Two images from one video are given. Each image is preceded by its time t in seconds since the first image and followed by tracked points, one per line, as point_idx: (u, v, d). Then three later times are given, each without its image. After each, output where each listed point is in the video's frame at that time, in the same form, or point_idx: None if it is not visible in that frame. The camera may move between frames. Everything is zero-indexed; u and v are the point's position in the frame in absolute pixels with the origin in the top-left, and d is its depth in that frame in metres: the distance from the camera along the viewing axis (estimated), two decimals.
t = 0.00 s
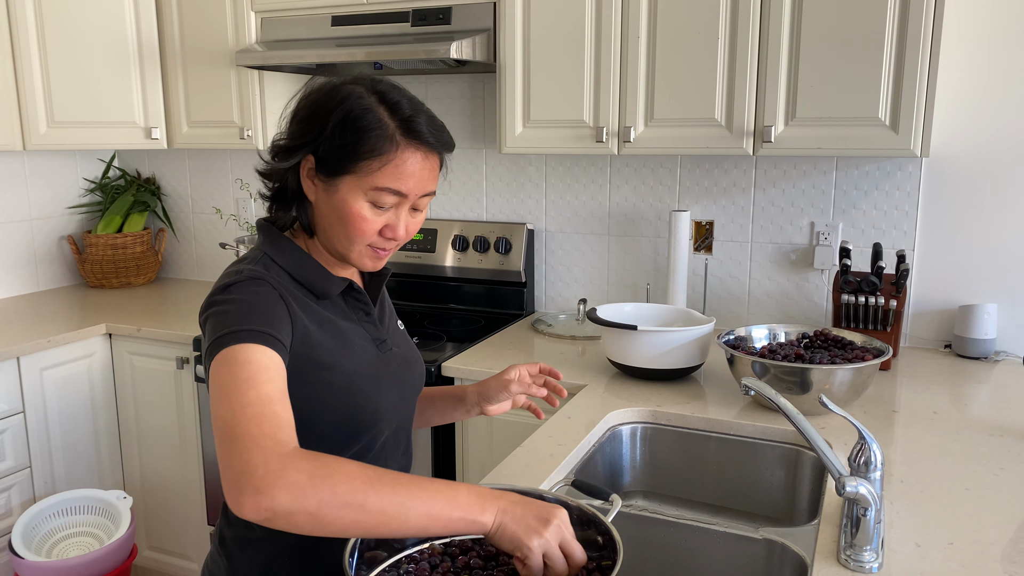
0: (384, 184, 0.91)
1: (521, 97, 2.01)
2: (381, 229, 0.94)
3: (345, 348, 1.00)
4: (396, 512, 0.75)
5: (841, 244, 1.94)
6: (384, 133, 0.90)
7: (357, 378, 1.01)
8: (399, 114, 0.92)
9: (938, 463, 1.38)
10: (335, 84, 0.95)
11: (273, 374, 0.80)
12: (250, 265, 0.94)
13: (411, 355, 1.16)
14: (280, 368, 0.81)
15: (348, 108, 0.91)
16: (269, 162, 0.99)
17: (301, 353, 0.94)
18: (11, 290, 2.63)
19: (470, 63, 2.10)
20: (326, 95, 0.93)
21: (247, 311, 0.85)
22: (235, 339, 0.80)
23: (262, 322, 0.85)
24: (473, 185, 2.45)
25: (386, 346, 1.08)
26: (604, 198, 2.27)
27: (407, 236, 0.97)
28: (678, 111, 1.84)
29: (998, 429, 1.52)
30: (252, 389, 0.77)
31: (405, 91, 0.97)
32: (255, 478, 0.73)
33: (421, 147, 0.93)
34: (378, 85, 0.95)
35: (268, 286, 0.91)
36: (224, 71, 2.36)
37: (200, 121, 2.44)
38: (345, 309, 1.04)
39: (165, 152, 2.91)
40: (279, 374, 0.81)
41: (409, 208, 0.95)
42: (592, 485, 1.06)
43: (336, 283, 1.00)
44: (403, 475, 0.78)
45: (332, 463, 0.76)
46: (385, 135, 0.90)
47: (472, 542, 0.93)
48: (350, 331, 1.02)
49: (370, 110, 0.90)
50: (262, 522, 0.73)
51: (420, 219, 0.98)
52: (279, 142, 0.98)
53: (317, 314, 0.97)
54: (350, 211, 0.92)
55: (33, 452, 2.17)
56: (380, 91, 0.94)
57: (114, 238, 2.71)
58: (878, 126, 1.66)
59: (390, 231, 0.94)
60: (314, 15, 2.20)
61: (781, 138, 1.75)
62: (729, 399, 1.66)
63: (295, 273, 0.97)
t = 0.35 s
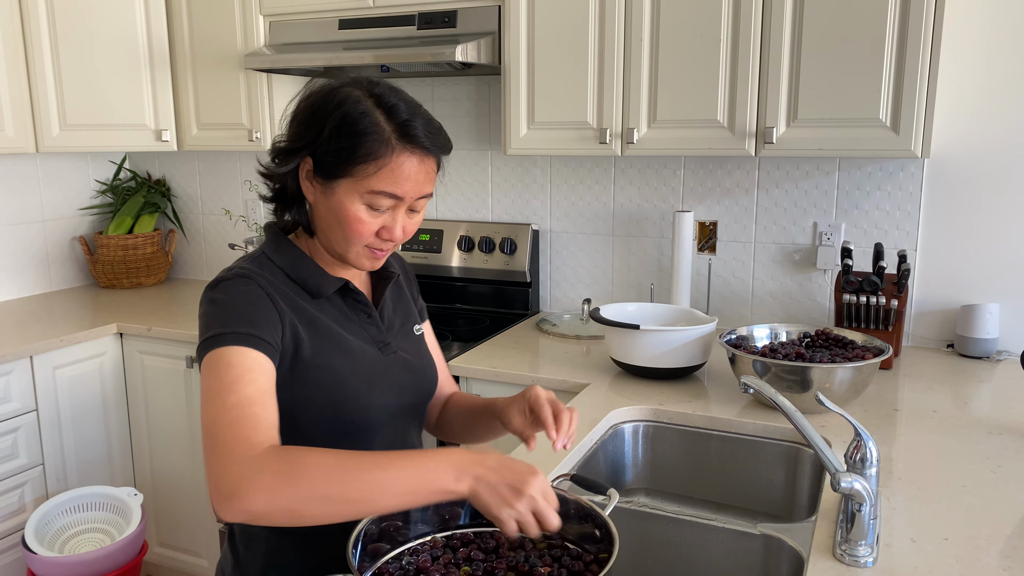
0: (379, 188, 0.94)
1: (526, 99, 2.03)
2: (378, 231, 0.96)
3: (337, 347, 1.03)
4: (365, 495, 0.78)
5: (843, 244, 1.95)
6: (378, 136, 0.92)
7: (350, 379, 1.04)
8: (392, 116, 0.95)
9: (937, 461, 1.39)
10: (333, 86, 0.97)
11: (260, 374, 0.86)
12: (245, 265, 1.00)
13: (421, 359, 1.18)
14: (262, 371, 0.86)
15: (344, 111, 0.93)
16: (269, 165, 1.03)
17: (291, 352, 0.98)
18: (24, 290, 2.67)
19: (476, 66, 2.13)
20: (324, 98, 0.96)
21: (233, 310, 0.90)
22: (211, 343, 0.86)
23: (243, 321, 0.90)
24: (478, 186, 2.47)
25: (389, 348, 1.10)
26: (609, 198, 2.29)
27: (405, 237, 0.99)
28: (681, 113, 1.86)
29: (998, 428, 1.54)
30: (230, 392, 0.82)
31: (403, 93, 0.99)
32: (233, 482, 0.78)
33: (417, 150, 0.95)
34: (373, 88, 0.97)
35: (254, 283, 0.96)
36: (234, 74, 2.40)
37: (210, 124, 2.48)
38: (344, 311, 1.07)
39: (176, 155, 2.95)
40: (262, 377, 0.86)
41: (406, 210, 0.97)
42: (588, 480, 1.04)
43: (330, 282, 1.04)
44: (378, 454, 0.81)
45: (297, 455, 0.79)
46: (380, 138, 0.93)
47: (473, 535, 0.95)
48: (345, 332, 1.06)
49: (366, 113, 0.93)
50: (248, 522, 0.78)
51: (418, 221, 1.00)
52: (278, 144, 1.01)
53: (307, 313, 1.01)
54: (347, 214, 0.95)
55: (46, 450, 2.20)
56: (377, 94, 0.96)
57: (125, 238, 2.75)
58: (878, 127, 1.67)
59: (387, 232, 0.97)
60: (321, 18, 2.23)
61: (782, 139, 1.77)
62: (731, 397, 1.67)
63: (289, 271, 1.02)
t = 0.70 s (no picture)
0: (394, 194, 0.95)
1: (531, 100, 2.05)
2: (394, 237, 0.98)
3: (335, 354, 1.05)
4: (291, 506, 0.91)
5: (848, 244, 1.96)
6: (391, 141, 0.94)
7: (346, 385, 1.06)
8: (404, 122, 0.97)
9: (937, 459, 1.41)
10: (351, 91, 0.99)
11: (232, 398, 0.95)
12: (260, 267, 1.05)
13: (439, 368, 1.17)
14: (237, 397, 0.96)
15: (360, 117, 0.95)
16: (292, 170, 1.06)
17: (290, 357, 1.03)
18: (38, 290, 2.71)
19: (482, 68, 2.15)
20: (342, 104, 0.98)
21: (222, 324, 0.97)
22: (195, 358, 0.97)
23: (229, 338, 0.96)
24: (485, 187, 2.49)
25: (400, 357, 1.10)
26: (614, 198, 2.30)
27: (422, 242, 1.00)
28: (685, 114, 1.87)
29: (999, 426, 1.54)
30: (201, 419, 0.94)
31: (421, 97, 1.01)
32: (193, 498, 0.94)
33: (432, 156, 0.97)
34: (387, 93, 0.99)
35: (253, 289, 1.00)
36: (244, 76, 2.43)
37: (221, 125, 2.51)
38: (355, 318, 1.08)
39: (187, 156, 2.98)
40: (241, 399, 0.96)
41: (422, 216, 0.98)
42: (586, 474, 1.05)
43: (338, 286, 1.05)
44: (305, 464, 0.91)
45: (229, 485, 0.91)
46: (395, 144, 0.95)
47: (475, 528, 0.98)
48: (351, 339, 1.07)
49: (381, 119, 0.95)
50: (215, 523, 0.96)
51: (437, 226, 1.01)
52: (299, 150, 1.04)
53: (305, 319, 1.03)
54: (361, 220, 0.97)
55: (59, 447, 2.24)
56: (394, 99, 0.98)
57: (137, 239, 2.79)
58: (881, 128, 1.68)
59: (403, 238, 0.98)
60: (330, 21, 2.26)
61: (786, 139, 1.78)
62: (733, 396, 1.69)
63: (300, 273, 1.06)
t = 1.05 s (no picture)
0: (397, 203, 0.98)
1: (538, 101, 2.07)
2: (397, 243, 1.00)
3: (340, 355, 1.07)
4: (293, 504, 0.95)
5: (853, 245, 1.97)
6: (395, 151, 0.96)
7: (350, 384, 1.08)
8: (407, 132, 0.98)
9: (938, 458, 1.41)
10: (359, 99, 1.01)
11: (241, 398, 0.99)
12: (269, 268, 1.07)
13: (446, 370, 1.18)
14: (246, 396, 0.99)
15: (366, 125, 0.97)
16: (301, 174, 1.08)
17: (297, 357, 1.05)
18: (52, 289, 2.76)
19: (489, 70, 2.17)
20: (350, 112, 1.00)
21: (232, 325, 1.01)
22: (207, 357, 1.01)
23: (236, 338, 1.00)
24: (492, 188, 2.51)
25: (406, 359, 1.12)
26: (620, 199, 2.32)
27: (425, 249, 1.02)
28: (690, 115, 1.89)
29: (1001, 427, 1.55)
30: (214, 416, 0.99)
31: (429, 106, 1.03)
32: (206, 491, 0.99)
33: (437, 165, 0.99)
34: (392, 102, 1.01)
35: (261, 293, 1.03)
36: (255, 78, 2.46)
37: (232, 127, 2.54)
38: (362, 320, 1.10)
39: (199, 157, 3.02)
40: (251, 398, 1.00)
41: (426, 224, 1.00)
42: (585, 469, 1.06)
43: (344, 288, 1.07)
44: (305, 467, 0.94)
45: (234, 484, 0.96)
46: (399, 154, 0.97)
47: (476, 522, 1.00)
48: (356, 340, 1.09)
49: (386, 128, 0.97)
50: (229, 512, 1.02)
51: (441, 234, 1.03)
52: (308, 155, 1.06)
53: (311, 320, 1.06)
54: (364, 227, 0.99)
55: (72, 443, 2.27)
56: (400, 108, 1.00)
57: (149, 239, 2.83)
58: (885, 129, 1.69)
59: (406, 245, 1.00)
60: (340, 24, 2.29)
61: (790, 141, 1.79)
62: (736, 395, 1.70)
63: (309, 275, 1.08)
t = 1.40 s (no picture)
0: (400, 200, 1.00)
1: (543, 103, 2.09)
2: (400, 240, 1.02)
3: (343, 351, 1.09)
4: (296, 495, 0.97)
5: (857, 247, 1.97)
6: (399, 149, 0.98)
7: (353, 380, 1.10)
8: (411, 131, 1.00)
9: (937, 459, 1.42)
10: (364, 99, 1.04)
11: (247, 392, 1.02)
12: (276, 266, 1.10)
13: (449, 367, 1.20)
14: (252, 391, 1.02)
15: (370, 125, 1.00)
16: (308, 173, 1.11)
17: (302, 354, 1.07)
18: (66, 289, 2.80)
19: (495, 72, 2.19)
20: (355, 112, 1.03)
21: (238, 321, 1.03)
22: (215, 354, 1.03)
23: (243, 334, 1.03)
24: (499, 190, 2.53)
25: (409, 356, 1.14)
26: (626, 201, 2.33)
27: (428, 246, 1.04)
28: (694, 117, 1.90)
29: (1002, 428, 1.55)
30: (221, 411, 1.01)
31: (432, 106, 1.05)
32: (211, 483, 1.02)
33: (439, 163, 1.00)
34: (396, 103, 1.03)
35: (266, 291, 1.05)
36: (265, 81, 2.49)
37: (242, 129, 2.58)
38: (366, 317, 1.12)
39: (210, 159, 3.06)
40: (256, 393, 1.02)
41: (428, 221, 1.02)
42: (580, 465, 1.06)
43: (348, 286, 1.09)
44: (308, 458, 0.97)
45: (239, 475, 0.98)
46: (402, 152, 0.99)
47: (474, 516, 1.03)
48: (360, 337, 1.11)
49: (390, 127, 0.99)
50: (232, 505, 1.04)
51: (444, 231, 1.05)
52: (315, 154, 1.09)
53: (316, 317, 1.08)
54: (369, 224, 1.01)
55: (84, 440, 2.31)
56: (405, 108, 1.02)
57: (161, 239, 2.87)
58: (888, 132, 1.69)
59: (408, 242, 1.02)
60: (348, 28, 2.31)
61: (793, 143, 1.80)
62: (738, 396, 1.71)
63: (314, 273, 1.10)
